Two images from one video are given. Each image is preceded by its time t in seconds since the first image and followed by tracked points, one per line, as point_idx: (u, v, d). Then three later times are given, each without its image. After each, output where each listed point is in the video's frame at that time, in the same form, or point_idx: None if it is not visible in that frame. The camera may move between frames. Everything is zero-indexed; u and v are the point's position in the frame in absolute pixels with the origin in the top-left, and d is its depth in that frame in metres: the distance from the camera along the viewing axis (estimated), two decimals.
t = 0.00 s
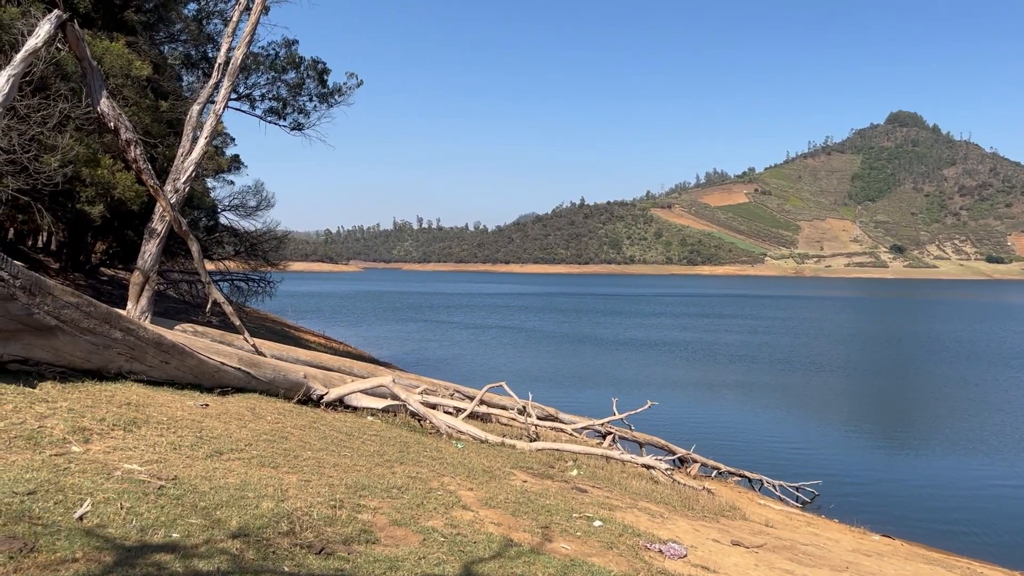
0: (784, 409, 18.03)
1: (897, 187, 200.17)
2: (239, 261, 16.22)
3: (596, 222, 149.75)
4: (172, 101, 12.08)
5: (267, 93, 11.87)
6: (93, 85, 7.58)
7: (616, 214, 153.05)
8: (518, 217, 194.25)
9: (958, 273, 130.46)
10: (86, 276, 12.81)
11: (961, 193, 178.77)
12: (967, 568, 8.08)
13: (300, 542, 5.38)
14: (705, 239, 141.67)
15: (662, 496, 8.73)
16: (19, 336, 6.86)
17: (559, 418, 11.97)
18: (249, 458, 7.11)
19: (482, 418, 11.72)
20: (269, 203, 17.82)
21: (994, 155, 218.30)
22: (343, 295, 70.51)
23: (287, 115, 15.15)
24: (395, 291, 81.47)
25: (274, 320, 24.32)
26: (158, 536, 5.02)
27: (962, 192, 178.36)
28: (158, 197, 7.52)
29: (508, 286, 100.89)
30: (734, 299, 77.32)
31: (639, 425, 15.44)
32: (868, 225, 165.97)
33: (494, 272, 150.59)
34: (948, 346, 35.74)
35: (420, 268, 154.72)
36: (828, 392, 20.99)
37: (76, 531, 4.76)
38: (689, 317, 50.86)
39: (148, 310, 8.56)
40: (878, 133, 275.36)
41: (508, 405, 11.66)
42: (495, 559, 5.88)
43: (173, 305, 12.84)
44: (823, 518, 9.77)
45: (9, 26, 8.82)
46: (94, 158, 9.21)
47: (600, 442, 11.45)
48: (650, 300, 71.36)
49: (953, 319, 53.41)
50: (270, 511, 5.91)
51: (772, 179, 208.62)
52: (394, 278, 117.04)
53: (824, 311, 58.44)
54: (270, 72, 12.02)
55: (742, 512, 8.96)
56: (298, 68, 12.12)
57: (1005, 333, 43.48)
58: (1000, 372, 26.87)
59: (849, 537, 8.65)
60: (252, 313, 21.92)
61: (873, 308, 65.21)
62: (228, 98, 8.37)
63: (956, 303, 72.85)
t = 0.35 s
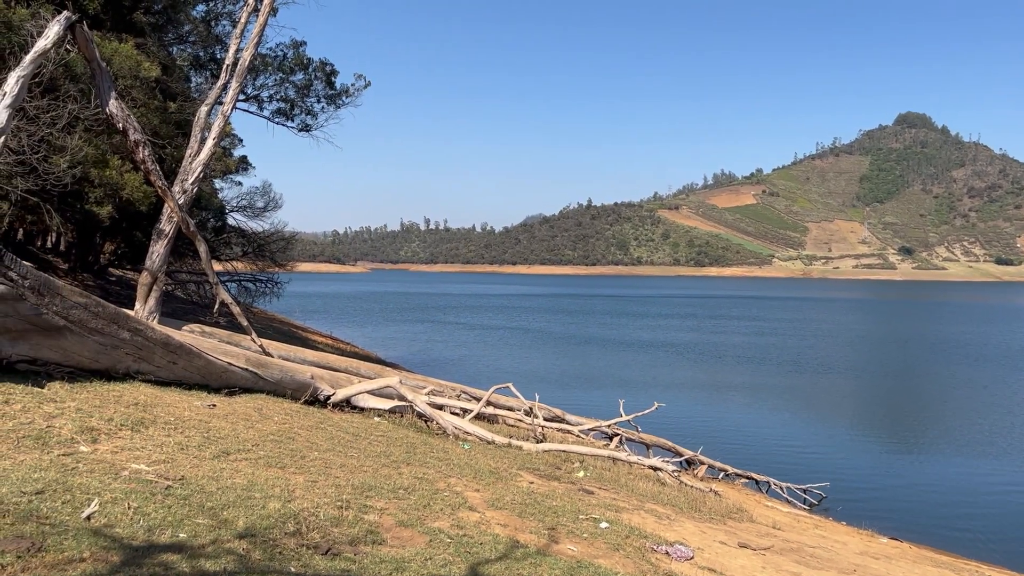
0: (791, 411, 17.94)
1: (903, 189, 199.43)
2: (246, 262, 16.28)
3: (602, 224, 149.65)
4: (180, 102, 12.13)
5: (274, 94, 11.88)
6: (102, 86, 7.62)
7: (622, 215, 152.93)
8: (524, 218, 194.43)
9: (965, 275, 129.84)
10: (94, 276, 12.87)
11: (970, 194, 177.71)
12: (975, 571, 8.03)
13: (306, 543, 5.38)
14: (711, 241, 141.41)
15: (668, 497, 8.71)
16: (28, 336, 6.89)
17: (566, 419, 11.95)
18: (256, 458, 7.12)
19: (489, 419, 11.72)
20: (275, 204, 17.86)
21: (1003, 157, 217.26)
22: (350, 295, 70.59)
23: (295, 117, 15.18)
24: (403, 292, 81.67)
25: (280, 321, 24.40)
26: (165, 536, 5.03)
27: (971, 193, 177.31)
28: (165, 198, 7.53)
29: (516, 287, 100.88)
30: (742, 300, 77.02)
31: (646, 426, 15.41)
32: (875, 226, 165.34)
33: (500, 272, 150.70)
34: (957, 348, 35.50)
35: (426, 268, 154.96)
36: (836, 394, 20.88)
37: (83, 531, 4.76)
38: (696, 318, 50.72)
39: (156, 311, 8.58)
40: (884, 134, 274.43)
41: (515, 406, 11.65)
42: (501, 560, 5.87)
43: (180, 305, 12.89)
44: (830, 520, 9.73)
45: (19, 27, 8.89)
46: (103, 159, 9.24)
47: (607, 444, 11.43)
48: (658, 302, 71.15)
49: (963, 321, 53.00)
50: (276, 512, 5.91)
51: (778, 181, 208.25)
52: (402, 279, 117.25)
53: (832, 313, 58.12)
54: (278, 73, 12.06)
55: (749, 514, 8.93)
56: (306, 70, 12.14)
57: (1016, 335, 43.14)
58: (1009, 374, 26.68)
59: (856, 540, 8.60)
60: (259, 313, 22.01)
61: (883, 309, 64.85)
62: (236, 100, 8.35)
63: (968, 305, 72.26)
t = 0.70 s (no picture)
0: (789, 411, 17.94)
1: (902, 189, 199.70)
2: (245, 262, 16.26)
3: (601, 223, 149.70)
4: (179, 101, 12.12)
5: (273, 94, 11.87)
6: (99, 86, 7.60)
7: (621, 215, 153.01)
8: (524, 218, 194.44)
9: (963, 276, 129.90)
10: (92, 276, 12.85)
11: (967, 195, 177.96)
12: (972, 571, 8.03)
13: (303, 543, 5.37)
14: (710, 241, 141.59)
15: (666, 497, 8.70)
16: (25, 335, 6.89)
17: (565, 419, 11.93)
18: (254, 458, 7.11)
19: (487, 419, 11.71)
20: (274, 203, 17.83)
21: (1002, 158, 217.66)
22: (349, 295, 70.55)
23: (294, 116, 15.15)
24: (402, 291, 81.65)
25: (278, 320, 24.37)
26: (162, 536, 5.02)
27: (969, 193, 177.47)
28: (164, 197, 7.53)
29: (515, 287, 100.93)
30: (741, 300, 77.00)
31: (645, 426, 15.40)
32: (874, 227, 165.58)
33: (499, 272, 150.69)
34: (956, 348, 35.47)
35: (425, 268, 154.97)
36: (835, 394, 20.86)
37: (80, 531, 4.75)
38: (695, 318, 50.73)
39: (154, 310, 8.54)
40: (883, 134, 274.61)
41: (513, 406, 11.64)
42: (498, 560, 5.86)
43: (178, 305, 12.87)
44: (828, 520, 9.73)
45: (17, 27, 8.88)
46: (101, 158, 9.21)
47: (605, 444, 11.41)
48: (657, 302, 71.14)
49: (962, 321, 52.97)
50: (273, 512, 5.90)
51: (777, 181, 208.46)
52: (401, 279, 117.12)
53: (831, 313, 58.06)
54: (277, 73, 12.06)
55: (746, 514, 8.93)
56: (305, 69, 12.14)
57: (1015, 335, 43.13)
58: (1007, 374, 26.70)
59: (854, 540, 8.60)
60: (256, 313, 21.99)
61: (882, 309, 64.86)
62: (234, 99, 8.31)
63: (966, 305, 72.19)
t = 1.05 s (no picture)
0: (777, 410, 18.01)
1: (891, 188, 201.11)
2: (235, 261, 16.18)
3: (592, 223, 149.89)
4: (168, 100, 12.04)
5: (263, 92, 11.79)
6: (87, 84, 7.57)
7: (612, 215, 153.27)
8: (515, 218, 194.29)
9: (952, 275, 130.76)
10: (81, 276, 12.76)
11: (954, 194, 179.52)
12: (960, 567, 8.10)
13: (293, 542, 5.36)
14: (700, 241, 142.16)
15: (656, 496, 8.72)
16: (13, 335, 6.86)
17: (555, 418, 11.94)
18: (243, 457, 7.09)
19: (477, 419, 11.71)
20: (264, 203, 17.77)
21: (989, 158, 219.74)
22: (338, 294, 70.28)
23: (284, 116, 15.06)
24: (390, 291, 81.40)
25: (269, 320, 24.29)
26: (151, 536, 5.00)
27: (955, 192, 178.98)
28: (152, 196, 7.48)
29: (504, 286, 100.92)
30: (730, 299, 77.27)
31: (636, 425, 15.40)
32: (863, 226, 166.68)
33: (490, 272, 150.62)
34: (944, 346, 35.74)
35: (415, 268, 154.75)
36: (825, 392, 20.93)
37: (68, 531, 4.73)
38: (684, 317, 50.85)
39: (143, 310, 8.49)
40: (873, 134, 276.51)
41: (503, 405, 11.64)
42: (488, 558, 5.87)
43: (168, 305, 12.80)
44: (817, 518, 9.78)
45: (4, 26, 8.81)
46: (89, 157, 9.15)
47: (595, 443, 11.43)
48: (646, 301, 71.33)
49: (948, 320, 53.33)
50: (262, 511, 5.88)
51: (767, 181, 209.29)
52: (389, 279, 116.86)
53: (819, 312, 58.36)
54: (266, 72, 11.99)
55: (736, 512, 8.97)
56: (294, 68, 12.08)
57: (1000, 333, 43.54)
58: (992, 372, 26.99)
59: (842, 537, 8.65)
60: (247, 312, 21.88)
61: (869, 308, 65.27)
62: (223, 98, 8.24)
63: (950, 304, 72.89)
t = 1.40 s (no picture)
0: (755, 407, 18.15)
1: (869, 188, 203.86)
2: (214, 261, 16.03)
3: (572, 222, 150.28)
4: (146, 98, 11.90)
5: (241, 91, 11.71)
6: (62, 82, 7.48)
7: (592, 214, 153.74)
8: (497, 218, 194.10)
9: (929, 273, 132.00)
10: (56, 276, 12.59)
11: (929, 194, 182.42)
12: (936, 562, 8.21)
13: (272, 543, 5.34)
14: (680, 240, 143.11)
15: (636, 494, 8.76)
16: None
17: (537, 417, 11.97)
18: (222, 459, 7.05)
19: (457, 418, 11.71)
20: (242, 203, 17.64)
21: (964, 158, 223.80)
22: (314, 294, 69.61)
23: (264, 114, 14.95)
24: (366, 290, 81.03)
25: (249, 320, 24.06)
26: (129, 538, 4.96)
27: (930, 192, 181.81)
28: (129, 195, 7.41)
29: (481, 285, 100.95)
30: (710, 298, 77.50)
31: (616, 424, 15.40)
32: (841, 225, 168.62)
33: (470, 271, 150.44)
34: (917, 344, 36.34)
35: (396, 267, 154.24)
36: (804, 391, 21.06)
37: (45, 533, 4.68)
38: (664, 316, 51.05)
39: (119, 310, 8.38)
40: (852, 134, 280.33)
41: (483, 405, 11.64)
42: (468, 558, 5.87)
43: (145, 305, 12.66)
44: (795, 515, 9.88)
45: None
46: (64, 156, 9.02)
47: (575, 442, 11.47)
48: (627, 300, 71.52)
49: (920, 317, 54.07)
50: (242, 510, 5.85)
51: (749, 180, 211.06)
52: (366, 278, 116.30)
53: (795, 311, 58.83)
54: (244, 70, 11.92)
55: (715, 509, 9.03)
56: (273, 67, 12.02)
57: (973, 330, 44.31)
58: (963, 369, 27.50)
59: (820, 533, 8.74)
60: (226, 312, 21.65)
61: (842, 306, 65.98)
62: (201, 96, 8.10)
63: (918, 302, 74.26)
